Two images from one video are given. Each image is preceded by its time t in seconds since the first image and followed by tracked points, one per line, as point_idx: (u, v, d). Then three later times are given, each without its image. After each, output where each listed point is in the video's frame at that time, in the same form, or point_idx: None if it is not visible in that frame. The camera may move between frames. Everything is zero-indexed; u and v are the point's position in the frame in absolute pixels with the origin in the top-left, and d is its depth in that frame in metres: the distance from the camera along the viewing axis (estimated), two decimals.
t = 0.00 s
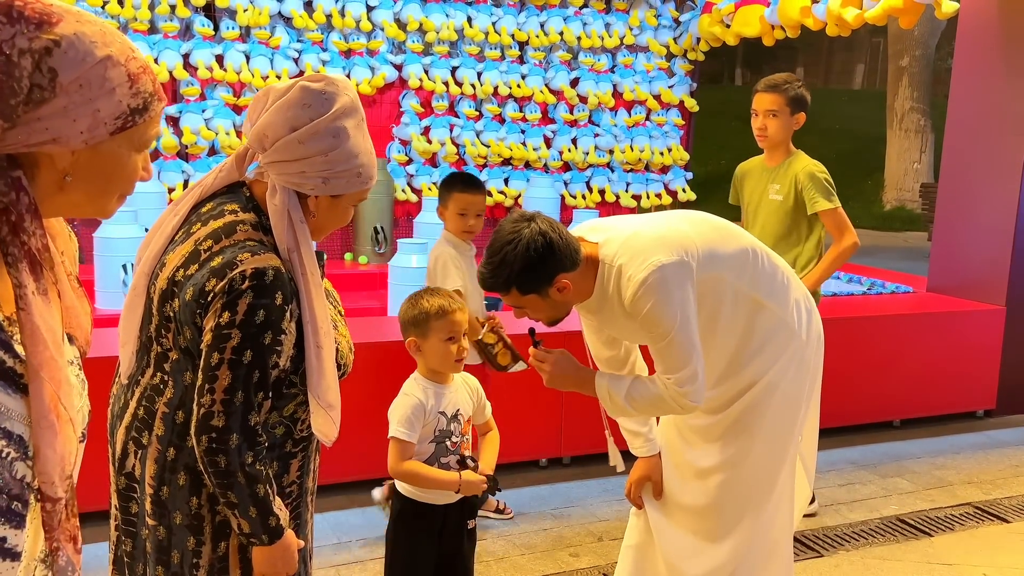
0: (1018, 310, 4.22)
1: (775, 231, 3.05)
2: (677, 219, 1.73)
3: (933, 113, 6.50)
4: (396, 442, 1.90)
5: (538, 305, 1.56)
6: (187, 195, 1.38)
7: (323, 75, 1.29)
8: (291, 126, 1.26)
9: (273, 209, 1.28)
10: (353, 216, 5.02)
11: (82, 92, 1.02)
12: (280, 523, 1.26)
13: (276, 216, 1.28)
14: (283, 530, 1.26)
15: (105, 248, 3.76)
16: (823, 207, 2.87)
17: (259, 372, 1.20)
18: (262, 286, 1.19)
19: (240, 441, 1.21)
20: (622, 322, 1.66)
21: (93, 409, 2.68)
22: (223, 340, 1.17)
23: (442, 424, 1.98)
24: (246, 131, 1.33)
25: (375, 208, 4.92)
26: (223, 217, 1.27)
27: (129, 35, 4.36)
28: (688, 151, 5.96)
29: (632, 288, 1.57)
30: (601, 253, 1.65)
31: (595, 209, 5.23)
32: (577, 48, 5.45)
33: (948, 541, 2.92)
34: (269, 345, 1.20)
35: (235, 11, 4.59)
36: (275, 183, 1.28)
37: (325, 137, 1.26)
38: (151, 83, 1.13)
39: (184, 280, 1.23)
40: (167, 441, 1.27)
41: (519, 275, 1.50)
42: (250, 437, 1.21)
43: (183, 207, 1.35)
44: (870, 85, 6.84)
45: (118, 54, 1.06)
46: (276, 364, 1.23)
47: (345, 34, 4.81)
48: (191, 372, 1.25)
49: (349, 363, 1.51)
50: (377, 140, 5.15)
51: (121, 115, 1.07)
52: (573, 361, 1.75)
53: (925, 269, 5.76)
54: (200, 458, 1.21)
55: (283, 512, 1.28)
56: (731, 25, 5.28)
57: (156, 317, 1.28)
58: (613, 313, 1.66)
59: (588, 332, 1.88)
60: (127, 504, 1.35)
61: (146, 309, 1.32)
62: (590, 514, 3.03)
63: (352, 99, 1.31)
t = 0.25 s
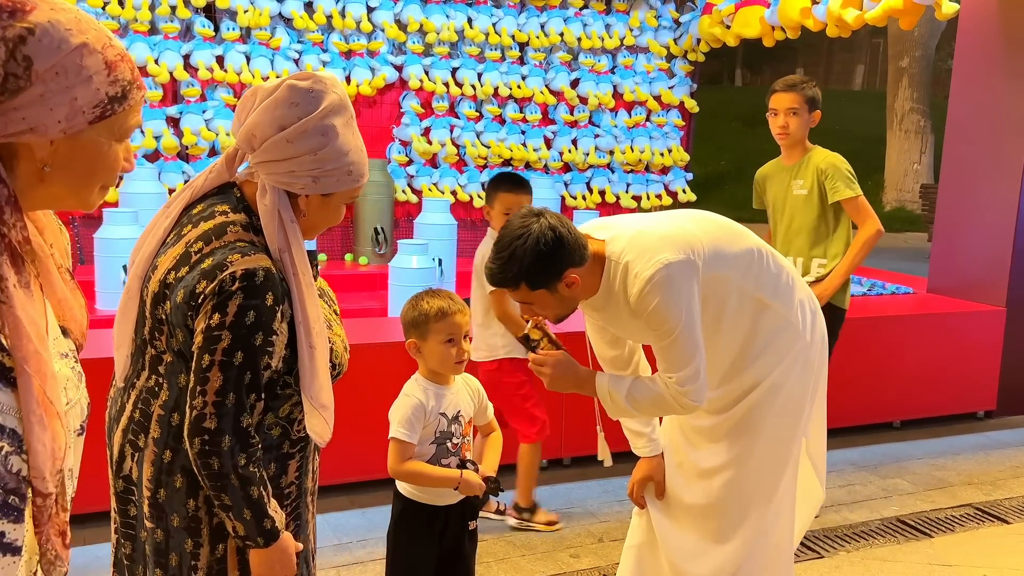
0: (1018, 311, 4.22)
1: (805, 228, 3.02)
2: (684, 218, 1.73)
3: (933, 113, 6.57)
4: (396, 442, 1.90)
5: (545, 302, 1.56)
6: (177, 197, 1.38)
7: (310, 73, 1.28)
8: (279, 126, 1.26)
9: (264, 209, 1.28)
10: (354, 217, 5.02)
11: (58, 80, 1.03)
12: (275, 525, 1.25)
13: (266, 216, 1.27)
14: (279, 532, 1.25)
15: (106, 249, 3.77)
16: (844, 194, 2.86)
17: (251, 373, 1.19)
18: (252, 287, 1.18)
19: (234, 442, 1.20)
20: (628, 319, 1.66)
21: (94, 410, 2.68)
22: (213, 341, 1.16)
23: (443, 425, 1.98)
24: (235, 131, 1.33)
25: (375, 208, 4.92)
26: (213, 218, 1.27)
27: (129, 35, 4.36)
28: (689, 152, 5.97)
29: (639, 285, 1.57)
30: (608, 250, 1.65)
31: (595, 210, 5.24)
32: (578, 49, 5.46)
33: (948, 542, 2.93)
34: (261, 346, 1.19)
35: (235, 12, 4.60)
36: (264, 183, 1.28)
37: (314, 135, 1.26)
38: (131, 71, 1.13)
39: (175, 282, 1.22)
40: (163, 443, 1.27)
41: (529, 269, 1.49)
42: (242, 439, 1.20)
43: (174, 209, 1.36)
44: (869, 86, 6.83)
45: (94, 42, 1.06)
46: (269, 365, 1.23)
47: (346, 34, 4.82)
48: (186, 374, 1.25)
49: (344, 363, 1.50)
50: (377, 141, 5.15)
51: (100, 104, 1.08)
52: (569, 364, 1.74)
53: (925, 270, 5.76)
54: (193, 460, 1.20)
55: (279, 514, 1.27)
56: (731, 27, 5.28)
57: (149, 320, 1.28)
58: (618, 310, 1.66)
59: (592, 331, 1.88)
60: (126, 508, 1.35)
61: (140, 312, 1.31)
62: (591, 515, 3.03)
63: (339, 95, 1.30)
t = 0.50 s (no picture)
0: (1018, 312, 4.22)
1: (829, 228, 2.97)
2: (690, 218, 1.73)
3: (934, 114, 6.41)
4: (397, 442, 1.90)
5: (555, 301, 1.56)
6: (173, 198, 1.38)
7: (307, 74, 1.28)
8: (275, 127, 1.25)
9: (260, 210, 1.27)
10: (354, 217, 5.02)
11: (44, 75, 1.03)
12: (269, 527, 1.23)
13: (262, 217, 1.27)
14: (274, 534, 1.24)
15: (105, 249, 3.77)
16: (872, 195, 2.84)
17: (246, 374, 1.19)
18: (247, 288, 1.18)
19: (228, 444, 1.19)
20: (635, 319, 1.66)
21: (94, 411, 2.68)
22: (208, 342, 1.15)
23: (444, 426, 1.98)
24: (232, 132, 1.33)
25: (375, 209, 4.92)
26: (209, 219, 1.26)
27: (129, 36, 4.36)
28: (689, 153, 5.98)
29: (647, 285, 1.57)
30: (616, 249, 1.65)
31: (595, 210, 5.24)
32: (578, 50, 5.46)
33: (948, 542, 2.93)
34: (256, 347, 1.19)
35: (235, 13, 4.60)
36: (260, 184, 1.28)
37: (310, 137, 1.25)
38: (120, 66, 1.12)
39: (170, 283, 1.22)
40: (159, 445, 1.27)
41: (538, 269, 1.49)
42: (237, 440, 1.20)
43: (170, 210, 1.36)
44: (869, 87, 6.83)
45: (81, 37, 1.06)
46: (265, 366, 1.22)
47: (346, 35, 4.82)
48: (181, 375, 1.25)
49: (340, 364, 1.49)
50: (377, 141, 5.15)
51: (88, 99, 1.07)
52: (574, 361, 1.73)
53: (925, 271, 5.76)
54: (187, 461, 1.19)
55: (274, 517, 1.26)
56: (731, 27, 5.28)
57: (145, 321, 1.28)
58: (625, 310, 1.66)
59: (596, 332, 1.88)
60: (122, 509, 1.35)
61: (136, 313, 1.31)
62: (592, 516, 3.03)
63: (337, 97, 1.30)
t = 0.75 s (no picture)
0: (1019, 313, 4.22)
1: (875, 230, 3.00)
2: (697, 217, 1.73)
3: (934, 114, 6.34)
4: (397, 440, 1.89)
5: (565, 301, 1.55)
6: (170, 198, 1.37)
7: (306, 75, 1.27)
8: (273, 128, 1.25)
9: (257, 211, 1.27)
10: (354, 218, 5.02)
11: (33, 71, 1.02)
12: (266, 528, 1.23)
13: (259, 217, 1.26)
14: (271, 535, 1.24)
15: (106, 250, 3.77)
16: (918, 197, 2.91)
17: (242, 375, 1.18)
18: (244, 289, 1.18)
19: (225, 445, 1.19)
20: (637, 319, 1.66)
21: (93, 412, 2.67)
22: (205, 343, 1.15)
23: (444, 426, 1.97)
24: (230, 132, 1.32)
25: (375, 209, 4.93)
26: (206, 219, 1.26)
27: (129, 36, 4.37)
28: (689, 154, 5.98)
29: (653, 284, 1.57)
30: (624, 248, 1.64)
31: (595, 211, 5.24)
32: (578, 50, 5.45)
33: (949, 543, 2.92)
34: (253, 347, 1.19)
35: (235, 13, 4.60)
36: (258, 185, 1.27)
37: (308, 137, 1.25)
38: (110, 62, 1.11)
39: (167, 284, 1.21)
40: (155, 446, 1.26)
41: (550, 271, 1.49)
42: (233, 441, 1.19)
43: (167, 210, 1.35)
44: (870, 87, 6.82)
45: (70, 33, 1.06)
46: (262, 366, 1.22)
47: (346, 35, 4.82)
48: (179, 376, 1.24)
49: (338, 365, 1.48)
50: (378, 142, 5.15)
51: (78, 94, 1.06)
52: (552, 383, 1.72)
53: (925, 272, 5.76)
54: (183, 462, 1.19)
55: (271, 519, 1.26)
56: (731, 27, 5.27)
57: (142, 321, 1.27)
58: (629, 310, 1.66)
59: (600, 331, 1.88)
60: (118, 510, 1.35)
61: (133, 313, 1.31)
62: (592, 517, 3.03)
63: (335, 97, 1.29)
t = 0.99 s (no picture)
0: (1019, 314, 4.22)
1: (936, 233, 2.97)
2: (693, 219, 1.73)
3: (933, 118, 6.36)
4: (399, 438, 1.89)
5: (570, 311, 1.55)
6: (169, 197, 1.37)
7: (306, 75, 1.26)
8: (272, 128, 1.24)
9: (255, 211, 1.26)
10: (354, 218, 5.02)
11: (29, 69, 1.02)
12: (265, 528, 1.23)
13: (258, 217, 1.26)
14: (269, 535, 1.23)
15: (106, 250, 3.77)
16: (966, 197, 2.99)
17: (241, 375, 1.18)
18: (243, 289, 1.17)
19: (224, 445, 1.18)
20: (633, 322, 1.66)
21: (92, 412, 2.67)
22: (204, 343, 1.15)
23: (445, 426, 1.97)
24: (229, 132, 1.32)
25: (375, 209, 4.92)
26: (204, 219, 1.25)
27: (130, 36, 4.37)
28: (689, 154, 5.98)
29: (649, 288, 1.57)
30: (623, 252, 1.63)
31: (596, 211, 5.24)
32: (578, 50, 5.45)
33: (949, 544, 2.92)
34: (252, 348, 1.18)
35: (235, 13, 4.60)
36: (256, 185, 1.27)
37: (308, 138, 1.24)
38: (106, 61, 1.11)
39: (166, 284, 1.21)
40: (154, 445, 1.26)
41: (554, 280, 1.48)
42: (232, 441, 1.19)
43: (166, 210, 1.34)
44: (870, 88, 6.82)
45: (66, 31, 1.05)
46: (260, 367, 1.21)
47: (346, 35, 4.82)
48: (177, 376, 1.24)
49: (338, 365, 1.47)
50: (378, 142, 5.15)
51: (74, 94, 1.06)
52: (539, 392, 1.74)
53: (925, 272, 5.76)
54: (182, 462, 1.18)
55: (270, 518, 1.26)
56: (732, 27, 5.27)
57: (140, 321, 1.27)
58: (628, 314, 1.66)
59: (596, 332, 1.88)
60: (116, 510, 1.34)
61: (131, 313, 1.30)
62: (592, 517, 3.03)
63: (335, 98, 1.29)
